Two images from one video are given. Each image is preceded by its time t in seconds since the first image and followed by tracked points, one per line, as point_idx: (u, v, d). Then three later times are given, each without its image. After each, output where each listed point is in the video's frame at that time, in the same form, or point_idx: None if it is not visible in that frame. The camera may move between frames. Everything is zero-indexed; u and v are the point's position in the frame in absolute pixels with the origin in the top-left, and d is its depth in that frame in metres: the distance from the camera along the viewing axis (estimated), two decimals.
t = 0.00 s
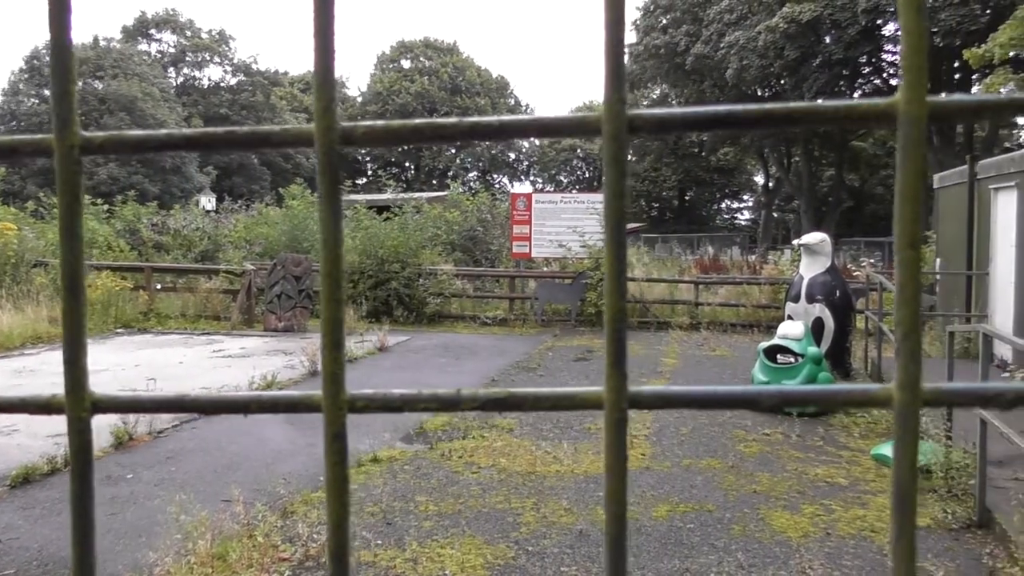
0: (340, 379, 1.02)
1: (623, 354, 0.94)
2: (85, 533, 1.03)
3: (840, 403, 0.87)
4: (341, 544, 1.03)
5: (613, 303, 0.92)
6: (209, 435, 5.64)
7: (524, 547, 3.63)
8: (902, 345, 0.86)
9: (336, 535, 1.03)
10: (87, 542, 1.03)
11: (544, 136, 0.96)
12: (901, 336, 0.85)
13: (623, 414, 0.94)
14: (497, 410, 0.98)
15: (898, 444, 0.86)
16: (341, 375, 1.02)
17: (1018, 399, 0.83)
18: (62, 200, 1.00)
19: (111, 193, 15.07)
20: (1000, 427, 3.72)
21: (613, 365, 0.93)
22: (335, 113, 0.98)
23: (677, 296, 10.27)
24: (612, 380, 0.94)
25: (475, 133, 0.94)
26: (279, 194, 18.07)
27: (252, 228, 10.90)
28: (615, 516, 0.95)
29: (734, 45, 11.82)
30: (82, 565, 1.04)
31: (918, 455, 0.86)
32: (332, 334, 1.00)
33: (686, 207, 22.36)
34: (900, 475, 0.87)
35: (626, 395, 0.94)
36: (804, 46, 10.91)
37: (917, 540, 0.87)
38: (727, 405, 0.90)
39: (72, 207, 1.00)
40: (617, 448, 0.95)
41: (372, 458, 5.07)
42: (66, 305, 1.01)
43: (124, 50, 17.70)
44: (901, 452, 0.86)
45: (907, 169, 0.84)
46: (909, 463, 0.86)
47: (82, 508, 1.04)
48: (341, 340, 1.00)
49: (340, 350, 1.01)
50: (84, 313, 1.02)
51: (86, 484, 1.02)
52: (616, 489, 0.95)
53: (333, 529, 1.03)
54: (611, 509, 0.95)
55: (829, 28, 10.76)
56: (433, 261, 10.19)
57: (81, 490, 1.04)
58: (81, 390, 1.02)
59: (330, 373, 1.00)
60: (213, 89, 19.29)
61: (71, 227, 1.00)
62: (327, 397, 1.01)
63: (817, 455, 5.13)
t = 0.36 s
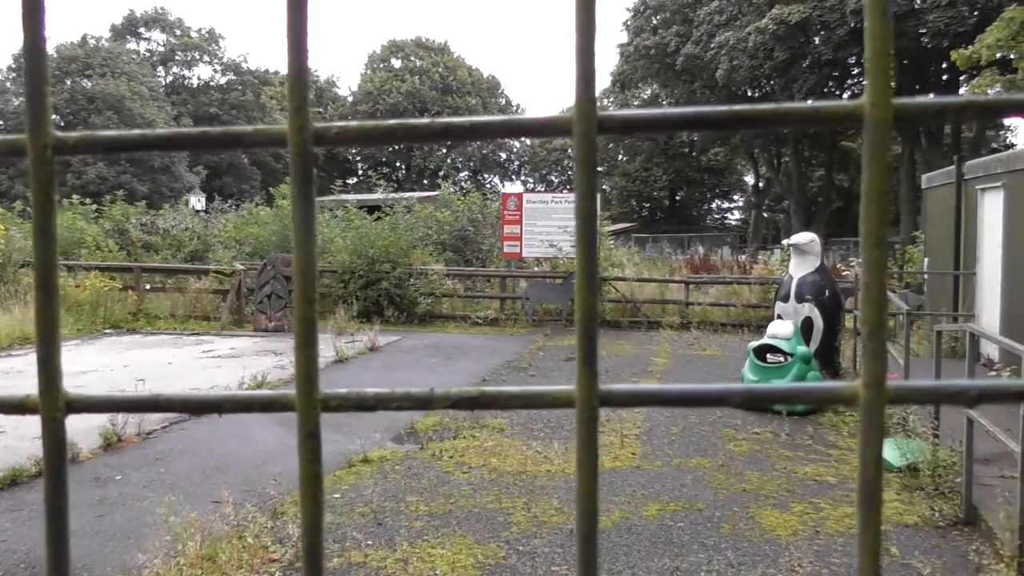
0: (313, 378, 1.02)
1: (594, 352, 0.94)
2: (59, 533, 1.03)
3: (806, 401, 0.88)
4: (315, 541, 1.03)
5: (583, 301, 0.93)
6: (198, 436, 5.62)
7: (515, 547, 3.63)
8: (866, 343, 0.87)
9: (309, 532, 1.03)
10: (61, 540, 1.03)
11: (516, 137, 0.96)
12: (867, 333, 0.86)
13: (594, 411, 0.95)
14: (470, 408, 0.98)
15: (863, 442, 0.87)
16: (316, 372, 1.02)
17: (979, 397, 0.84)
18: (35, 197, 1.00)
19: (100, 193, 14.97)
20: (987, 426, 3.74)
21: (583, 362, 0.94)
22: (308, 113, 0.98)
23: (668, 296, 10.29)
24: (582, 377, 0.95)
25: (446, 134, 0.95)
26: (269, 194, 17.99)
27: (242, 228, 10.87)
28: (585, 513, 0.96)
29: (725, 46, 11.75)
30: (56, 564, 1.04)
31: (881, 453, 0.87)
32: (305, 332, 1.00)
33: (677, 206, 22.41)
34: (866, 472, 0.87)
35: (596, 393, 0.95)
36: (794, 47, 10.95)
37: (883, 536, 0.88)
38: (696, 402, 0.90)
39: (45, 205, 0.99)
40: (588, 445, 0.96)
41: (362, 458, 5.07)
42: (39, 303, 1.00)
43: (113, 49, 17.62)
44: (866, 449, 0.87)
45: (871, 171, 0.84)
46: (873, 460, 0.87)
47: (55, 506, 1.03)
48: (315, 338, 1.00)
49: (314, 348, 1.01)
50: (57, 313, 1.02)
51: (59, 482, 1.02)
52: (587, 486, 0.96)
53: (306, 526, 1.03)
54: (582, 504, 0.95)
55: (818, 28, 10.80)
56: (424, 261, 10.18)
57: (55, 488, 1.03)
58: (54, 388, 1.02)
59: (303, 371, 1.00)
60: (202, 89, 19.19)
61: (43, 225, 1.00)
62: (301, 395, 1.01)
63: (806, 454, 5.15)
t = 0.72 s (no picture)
0: (298, 374, 1.02)
1: (577, 349, 0.94)
2: (43, 531, 1.02)
3: (788, 398, 0.88)
4: (301, 538, 1.03)
5: (567, 298, 0.93)
6: (187, 436, 5.60)
7: (505, 546, 3.63)
8: (847, 340, 0.88)
9: (293, 530, 1.03)
10: (44, 539, 1.02)
11: (500, 136, 0.96)
12: (847, 331, 0.87)
13: (578, 408, 0.95)
14: (455, 405, 0.98)
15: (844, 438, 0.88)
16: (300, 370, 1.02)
17: (959, 393, 0.85)
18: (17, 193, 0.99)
19: (88, 192, 14.87)
20: (972, 423, 3.76)
21: (567, 359, 0.94)
22: (291, 110, 0.98)
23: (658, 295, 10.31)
24: (567, 373, 0.95)
25: (430, 132, 0.95)
26: (258, 193, 17.90)
27: (231, 227, 10.83)
28: (569, 510, 0.96)
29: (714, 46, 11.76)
30: (39, 563, 1.03)
31: (862, 449, 0.88)
32: (289, 329, 1.00)
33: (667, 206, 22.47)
34: (848, 466, 0.88)
35: (580, 390, 0.95)
36: (783, 47, 10.99)
37: (864, 531, 0.89)
38: (680, 399, 0.91)
39: (27, 201, 0.98)
40: (572, 441, 0.96)
41: (352, 457, 5.06)
42: (22, 300, 1.00)
43: (102, 47, 17.53)
44: (847, 444, 0.88)
45: (851, 169, 0.85)
46: (854, 455, 0.88)
47: (39, 503, 1.03)
48: (299, 335, 1.00)
49: (298, 346, 1.01)
50: (41, 310, 1.01)
51: (43, 481, 1.01)
52: (571, 484, 0.96)
53: (289, 524, 1.03)
54: (566, 501, 0.96)
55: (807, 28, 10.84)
56: (414, 260, 10.17)
57: (38, 488, 1.02)
58: (37, 386, 1.01)
59: (287, 368, 1.00)
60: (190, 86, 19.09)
61: (26, 222, 0.99)
62: (286, 391, 1.01)
63: (795, 452, 5.17)
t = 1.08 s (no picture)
0: (287, 373, 1.02)
1: (564, 348, 0.95)
2: (31, 531, 1.02)
3: (773, 396, 0.89)
4: (289, 538, 1.03)
5: (554, 297, 0.94)
6: (176, 437, 5.57)
7: (495, 546, 3.64)
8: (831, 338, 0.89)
9: (281, 531, 1.03)
10: (32, 539, 1.02)
11: (487, 136, 0.97)
12: (830, 329, 0.88)
13: (565, 406, 0.96)
14: (443, 404, 0.98)
15: (828, 436, 0.89)
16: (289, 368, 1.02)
17: (937, 391, 0.87)
18: (6, 193, 0.99)
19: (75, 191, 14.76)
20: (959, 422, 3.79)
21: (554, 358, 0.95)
22: (280, 109, 0.98)
23: (648, 295, 10.34)
24: (554, 371, 0.96)
25: (417, 133, 0.95)
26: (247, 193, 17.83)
27: (220, 227, 10.77)
28: (557, 508, 0.97)
29: (704, 46, 11.80)
30: (28, 563, 1.03)
31: (845, 446, 0.89)
32: (278, 329, 1.00)
33: (657, 207, 22.53)
34: (830, 462, 0.90)
35: (567, 389, 0.96)
36: (772, 48, 11.03)
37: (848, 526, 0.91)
38: (666, 397, 0.91)
39: (16, 201, 0.98)
40: (559, 439, 0.97)
41: (342, 458, 5.05)
42: (11, 300, 0.99)
43: (89, 45, 17.42)
44: (830, 442, 0.89)
45: (834, 169, 0.86)
46: (838, 451, 0.89)
47: (27, 503, 1.02)
48: (288, 335, 1.00)
49: (287, 345, 1.01)
50: (28, 310, 1.00)
51: (31, 481, 1.01)
52: (558, 480, 0.97)
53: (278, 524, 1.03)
54: (554, 499, 0.97)
55: (796, 29, 10.88)
56: (404, 261, 10.15)
57: (26, 488, 1.02)
58: (25, 386, 1.01)
59: (277, 366, 1.00)
60: (178, 85, 18.97)
61: (15, 221, 0.99)
62: (274, 390, 1.01)
63: (784, 451, 5.20)
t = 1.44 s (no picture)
0: (266, 373, 1.01)
1: (538, 347, 0.97)
2: (13, 531, 1.01)
3: (742, 392, 0.94)
4: (268, 538, 1.03)
5: (528, 297, 0.95)
6: (165, 438, 5.55)
7: (486, 546, 3.64)
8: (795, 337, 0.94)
9: (260, 530, 1.02)
10: (15, 539, 1.01)
11: (462, 142, 0.97)
12: (796, 329, 0.93)
13: (539, 402, 0.98)
14: (420, 402, 0.99)
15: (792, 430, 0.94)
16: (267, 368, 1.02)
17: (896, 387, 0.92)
18: None
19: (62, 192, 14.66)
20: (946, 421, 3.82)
21: (529, 356, 0.96)
22: (259, 114, 0.98)
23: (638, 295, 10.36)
24: (528, 370, 0.98)
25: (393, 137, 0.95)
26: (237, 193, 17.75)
27: (209, 227, 10.72)
28: (531, 504, 0.98)
29: (694, 47, 11.83)
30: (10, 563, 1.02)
31: (807, 439, 0.94)
32: (257, 330, 0.99)
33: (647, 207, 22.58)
34: (793, 455, 0.95)
35: (540, 387, 0.98)
36: (761, 48, 11.06)
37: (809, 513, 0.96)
38: (637, 396, 0.94)
39: None
40: (533, 436, 0.98)
41: (332, 458, 5.05)
42: None
43: (77, 44, 17.34)
44: (793, 436, 0.95)
45: (798, 175, 0.91)
46: (800, 444, 0.94)
47: (10, 504, 1.02)
48: (266, 336, 0.99)
49: (266, 346, 1.00)
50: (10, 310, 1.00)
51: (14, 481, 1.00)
52: (531, 478, 0.99)
53: (258, 518, 1.03)
54: (528, 494, 0.98)
55: (784, 30, 10.93)
56: (394, 261, 10.14)
57: (9, 489, 1.02)
58: (7, 386, 1.00)
59: (255, 365, 0.99)
60: (167, 85, 18.87)
61: None
62: (253, 390, 1.01)
63: (773, 451, 5.22)
